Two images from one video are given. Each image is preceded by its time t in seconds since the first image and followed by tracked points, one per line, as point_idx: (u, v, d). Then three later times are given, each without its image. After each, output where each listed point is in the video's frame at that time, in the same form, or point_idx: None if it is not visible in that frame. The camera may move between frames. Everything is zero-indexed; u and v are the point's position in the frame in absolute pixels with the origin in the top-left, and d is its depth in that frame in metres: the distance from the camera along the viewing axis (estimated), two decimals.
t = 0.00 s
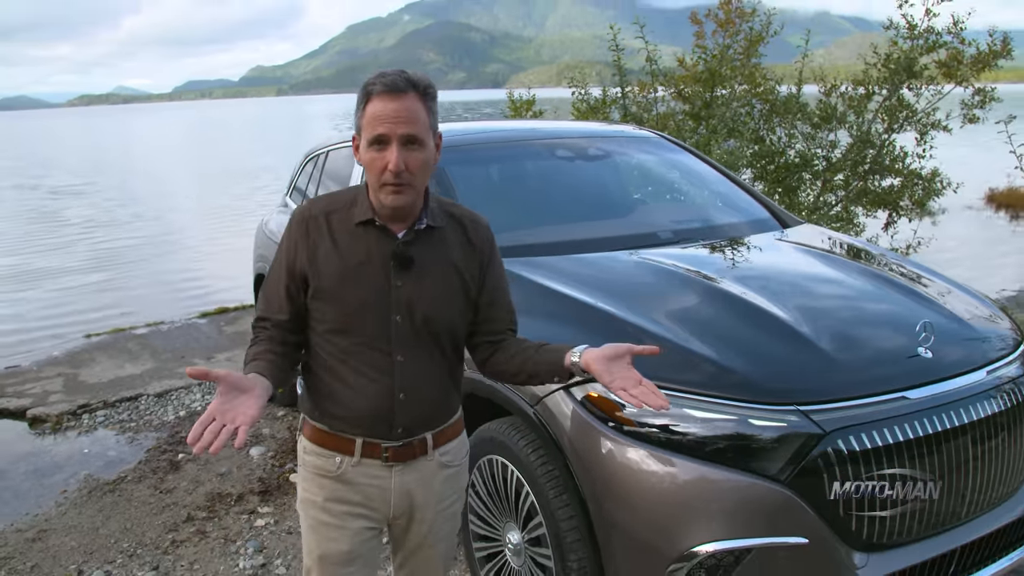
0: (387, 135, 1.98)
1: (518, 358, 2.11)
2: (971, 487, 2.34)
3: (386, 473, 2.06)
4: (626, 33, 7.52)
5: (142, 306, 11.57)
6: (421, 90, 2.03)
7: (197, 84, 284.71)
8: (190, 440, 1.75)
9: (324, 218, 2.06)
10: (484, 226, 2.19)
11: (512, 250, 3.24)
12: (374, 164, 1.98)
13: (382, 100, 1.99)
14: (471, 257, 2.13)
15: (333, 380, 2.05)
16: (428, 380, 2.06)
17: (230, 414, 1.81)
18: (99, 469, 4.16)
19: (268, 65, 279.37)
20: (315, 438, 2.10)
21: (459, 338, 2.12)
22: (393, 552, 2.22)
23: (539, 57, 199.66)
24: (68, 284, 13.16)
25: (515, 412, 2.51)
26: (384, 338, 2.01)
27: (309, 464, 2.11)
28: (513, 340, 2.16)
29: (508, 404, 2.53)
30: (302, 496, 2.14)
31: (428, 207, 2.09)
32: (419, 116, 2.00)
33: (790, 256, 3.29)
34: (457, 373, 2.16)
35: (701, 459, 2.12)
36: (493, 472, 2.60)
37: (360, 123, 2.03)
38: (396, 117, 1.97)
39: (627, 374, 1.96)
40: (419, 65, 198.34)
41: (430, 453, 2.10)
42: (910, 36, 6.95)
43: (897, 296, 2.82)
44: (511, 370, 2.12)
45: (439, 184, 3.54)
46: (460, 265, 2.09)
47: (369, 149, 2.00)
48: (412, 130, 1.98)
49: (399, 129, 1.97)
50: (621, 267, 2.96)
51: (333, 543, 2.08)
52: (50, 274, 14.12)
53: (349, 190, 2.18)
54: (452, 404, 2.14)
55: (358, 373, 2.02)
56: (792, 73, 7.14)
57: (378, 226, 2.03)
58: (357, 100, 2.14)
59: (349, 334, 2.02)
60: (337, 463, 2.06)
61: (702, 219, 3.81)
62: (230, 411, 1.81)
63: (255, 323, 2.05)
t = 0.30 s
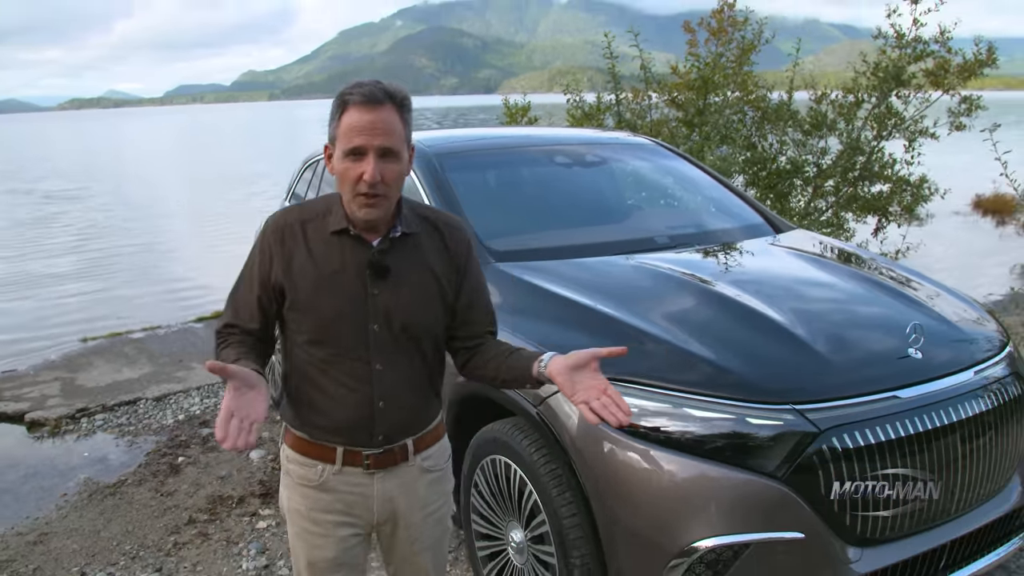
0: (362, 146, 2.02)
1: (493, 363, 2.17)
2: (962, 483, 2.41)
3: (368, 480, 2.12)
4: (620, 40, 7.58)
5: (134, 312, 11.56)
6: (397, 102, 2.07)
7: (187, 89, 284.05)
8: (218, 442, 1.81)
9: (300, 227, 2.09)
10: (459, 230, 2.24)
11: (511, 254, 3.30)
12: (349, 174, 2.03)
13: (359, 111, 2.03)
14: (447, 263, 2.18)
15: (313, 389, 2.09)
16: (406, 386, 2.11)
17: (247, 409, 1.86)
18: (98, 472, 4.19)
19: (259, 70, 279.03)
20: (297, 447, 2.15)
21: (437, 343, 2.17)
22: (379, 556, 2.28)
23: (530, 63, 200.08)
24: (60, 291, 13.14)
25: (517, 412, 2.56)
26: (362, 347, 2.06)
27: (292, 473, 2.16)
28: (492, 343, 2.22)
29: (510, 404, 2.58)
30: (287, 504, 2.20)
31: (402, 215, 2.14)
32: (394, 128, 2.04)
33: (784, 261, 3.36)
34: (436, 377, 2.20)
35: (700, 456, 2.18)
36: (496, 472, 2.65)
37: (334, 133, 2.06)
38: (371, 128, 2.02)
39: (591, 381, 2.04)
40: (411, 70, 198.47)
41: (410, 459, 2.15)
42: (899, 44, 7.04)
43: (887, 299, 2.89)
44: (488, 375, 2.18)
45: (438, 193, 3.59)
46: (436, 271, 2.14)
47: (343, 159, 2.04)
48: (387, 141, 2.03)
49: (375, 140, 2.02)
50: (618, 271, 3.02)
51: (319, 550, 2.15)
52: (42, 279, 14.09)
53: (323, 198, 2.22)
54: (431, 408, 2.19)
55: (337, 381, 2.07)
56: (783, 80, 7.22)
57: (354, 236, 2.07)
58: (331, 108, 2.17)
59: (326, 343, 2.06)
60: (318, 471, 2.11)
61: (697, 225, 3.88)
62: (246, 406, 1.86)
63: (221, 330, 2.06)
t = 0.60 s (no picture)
0: (348, 149, 1.91)
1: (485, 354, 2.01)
2: (959, 476, 2.47)
3: (367, 480, 2.01)
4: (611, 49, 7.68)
5: (119, 321, 11.48)
6: (382, 107, 1.98)
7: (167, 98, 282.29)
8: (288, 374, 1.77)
9: (278, 229, 1.98)
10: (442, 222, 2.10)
11: (513, 258, 3.35)
12: (332, 176, 1.92)
13: (346, 113, 1.93)
14: (431, 256, 2.05)
15: (304, 391, 1.98)
16: (398, 385, 1.99)
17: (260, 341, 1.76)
18: (96, 478, 4.16)
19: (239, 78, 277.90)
20: (293, 448, 2.05)
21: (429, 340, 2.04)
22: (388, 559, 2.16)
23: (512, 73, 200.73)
24: (44, 299, 13.02)
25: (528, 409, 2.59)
26: (349, 348, 1.94)
27: (292, 476, 2.06)
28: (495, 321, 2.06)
29: (522, 402, 2.61)
30: (289, 506, 2.10)
31: (381, 213, 2.01)
32: (380, 132, 1.94)
33: (781, 263, 3.42)
34: (431, 374, 2.07)
35: (709, 448, 2.22)
36: (506, 469, 2.69)
37: (319, 134, 1.94)
38: (355, 131, 1.91)
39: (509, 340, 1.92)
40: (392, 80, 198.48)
41: (408, 455, 2.03)
42: (884, 55, 7.19)
43: (883, 299, 2.96)
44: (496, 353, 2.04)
45: (439, 198, 3.64)
46: (421, 266, 2.01)
47: (327, 161, 1.92)
48: (376, 146, 1.93)
49: (364, 145, 1.91)
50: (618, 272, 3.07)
51: (324, 551, 2.05)
52: (24, 288, 13.95)
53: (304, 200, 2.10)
54: (428, 405, 2.06)
55: (327, 382, 1.96)
56: (772, 90, 7.35)
57: (333, 236, 1.96)
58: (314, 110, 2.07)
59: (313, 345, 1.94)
60: (316, 474, 2.01)
61: (693, 229, 3.94)
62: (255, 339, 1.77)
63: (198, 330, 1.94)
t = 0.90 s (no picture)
0: (353, 166, 1.89)
1: (490, 335, 2.01)
2: (955, 470, 2.54)
3: (384, 475, 1.99)
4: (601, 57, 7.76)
5: (103, 329, 11.39)
6: (380, 116, 1.96)
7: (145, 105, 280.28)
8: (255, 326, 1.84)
9: (279, 243, 1.96)
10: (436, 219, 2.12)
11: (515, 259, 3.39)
12: (334, 187, 1.91)
13: (348, 127, 1.91)
14: (434, 253, 2.06)
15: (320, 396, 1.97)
16: (411, 379, 1.99)
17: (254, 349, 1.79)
18: (91, 484, 4.14)
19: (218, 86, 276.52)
20: (308, 448, 2.04)
21: (435, 333, 2.05)
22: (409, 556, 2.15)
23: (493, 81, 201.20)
24: (26, 308, 12.89)
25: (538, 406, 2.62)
26: (360, 349, 1.94)
27: (309, 476, 2.05)
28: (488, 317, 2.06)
29: (531, 399, 2.64)
30: (306, 505, 2.08)
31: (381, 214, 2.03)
32: (381, 144, 1.93)
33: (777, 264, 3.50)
34: (441, 371, 2.08)
35: (716, 442, 2.26)
36: (514, 466, 2.73)
37: (320, 150, 1.93)
38: (359, 144, 1.89)
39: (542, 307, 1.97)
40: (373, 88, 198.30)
41: (423, 449, 2.02)
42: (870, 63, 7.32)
43: (878, 297, 3.03)
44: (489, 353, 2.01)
45: (440, 201, 3.69)
46: (422, 262, 2.03)
47: (331, 176, 1.91)
48: (381, 160, 1.92)
49: (367, 159, 1.90)
50: (620, 272, 3.12)
51: (345, 547, 2.04)
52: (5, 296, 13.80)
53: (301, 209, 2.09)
54: (440, 397, 2.07)
55: (343, 385, 1.95)
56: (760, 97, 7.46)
57: (336, 241, 1.96)
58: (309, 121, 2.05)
59: (327, 348, 1.94)
60: (332, 473, 2.00)
61: (688, 232, 4.01)
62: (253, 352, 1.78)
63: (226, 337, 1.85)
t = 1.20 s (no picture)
0: (374, 155, 1.93)
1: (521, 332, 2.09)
2: (950, 464, 2.60)
3: (411, 472, 2.02)
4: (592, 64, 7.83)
5: (91, 336, 11.32)
6: (408, 114, 2.00)
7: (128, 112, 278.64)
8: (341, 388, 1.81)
9: (307, 238, 1.96)
10: (455, 216, 2.17)
11: (516, 260, 3.44)
12: (357, 177, 1.95)
13: (374, 119, 1.94)
14: (458, 249, 2.12)
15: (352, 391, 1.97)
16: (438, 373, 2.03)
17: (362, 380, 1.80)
18: (87, 487, 4.14)
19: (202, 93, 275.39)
20: (335, 445, 2.06)
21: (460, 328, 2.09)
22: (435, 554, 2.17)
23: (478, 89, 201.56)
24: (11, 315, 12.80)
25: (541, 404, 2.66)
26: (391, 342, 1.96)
27: (335, 474, 2.07)
28: (517, 308, 2.15)
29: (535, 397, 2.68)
30: (332, 503, 2.10)
31: (404, 211, 2.07)
32: (405, 138, 1.96)
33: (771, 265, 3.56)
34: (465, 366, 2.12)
35: (716, 436, 2.31)
36: (516, 463, 2.78)
37: (346, 136, 1.97)
38: (385, 137, 1.93)
39: (634, 323, 1.95)
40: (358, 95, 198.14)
41: (450, 445, 2.05)
42: (859, 69, 7.43)
43: (872, 296, 3.10)
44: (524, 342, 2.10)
45: (440, 203, 3.72)
46: (446, 257, 2.07)
47: (351, 163, 1.95)
48: (402, 153, 1.95)
49: (390, 150, 1.93)
50: (619, 273, 3.17)
51: (371, 543, 2.06)
52: None
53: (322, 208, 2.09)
54: (466, 392, 2.10)
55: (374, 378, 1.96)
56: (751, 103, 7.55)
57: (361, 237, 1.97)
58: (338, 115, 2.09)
59: (358, 342, 1.94)
60: (360, 470, 2.02)
61: (682, 235, 4.07)
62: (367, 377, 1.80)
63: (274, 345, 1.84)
